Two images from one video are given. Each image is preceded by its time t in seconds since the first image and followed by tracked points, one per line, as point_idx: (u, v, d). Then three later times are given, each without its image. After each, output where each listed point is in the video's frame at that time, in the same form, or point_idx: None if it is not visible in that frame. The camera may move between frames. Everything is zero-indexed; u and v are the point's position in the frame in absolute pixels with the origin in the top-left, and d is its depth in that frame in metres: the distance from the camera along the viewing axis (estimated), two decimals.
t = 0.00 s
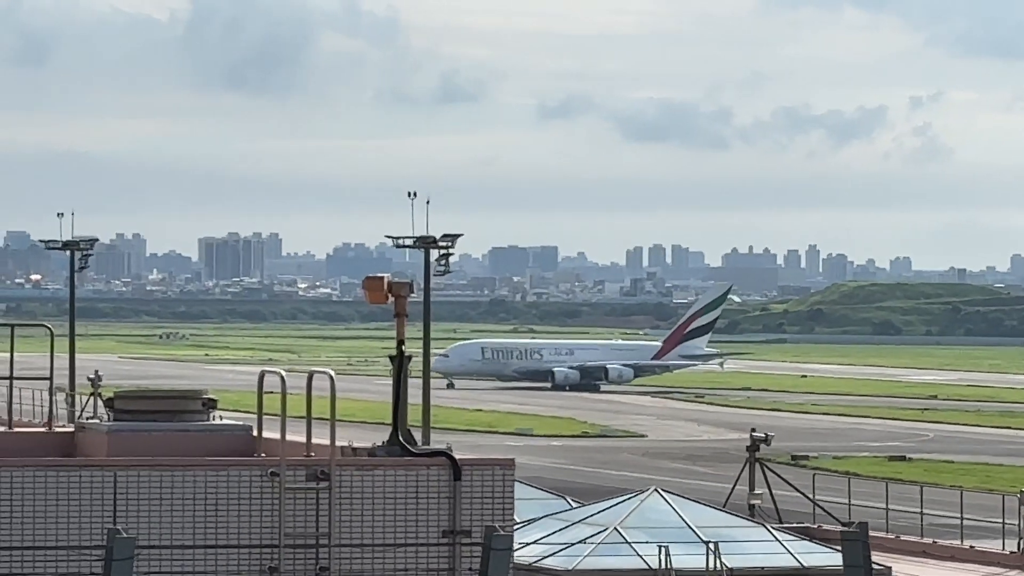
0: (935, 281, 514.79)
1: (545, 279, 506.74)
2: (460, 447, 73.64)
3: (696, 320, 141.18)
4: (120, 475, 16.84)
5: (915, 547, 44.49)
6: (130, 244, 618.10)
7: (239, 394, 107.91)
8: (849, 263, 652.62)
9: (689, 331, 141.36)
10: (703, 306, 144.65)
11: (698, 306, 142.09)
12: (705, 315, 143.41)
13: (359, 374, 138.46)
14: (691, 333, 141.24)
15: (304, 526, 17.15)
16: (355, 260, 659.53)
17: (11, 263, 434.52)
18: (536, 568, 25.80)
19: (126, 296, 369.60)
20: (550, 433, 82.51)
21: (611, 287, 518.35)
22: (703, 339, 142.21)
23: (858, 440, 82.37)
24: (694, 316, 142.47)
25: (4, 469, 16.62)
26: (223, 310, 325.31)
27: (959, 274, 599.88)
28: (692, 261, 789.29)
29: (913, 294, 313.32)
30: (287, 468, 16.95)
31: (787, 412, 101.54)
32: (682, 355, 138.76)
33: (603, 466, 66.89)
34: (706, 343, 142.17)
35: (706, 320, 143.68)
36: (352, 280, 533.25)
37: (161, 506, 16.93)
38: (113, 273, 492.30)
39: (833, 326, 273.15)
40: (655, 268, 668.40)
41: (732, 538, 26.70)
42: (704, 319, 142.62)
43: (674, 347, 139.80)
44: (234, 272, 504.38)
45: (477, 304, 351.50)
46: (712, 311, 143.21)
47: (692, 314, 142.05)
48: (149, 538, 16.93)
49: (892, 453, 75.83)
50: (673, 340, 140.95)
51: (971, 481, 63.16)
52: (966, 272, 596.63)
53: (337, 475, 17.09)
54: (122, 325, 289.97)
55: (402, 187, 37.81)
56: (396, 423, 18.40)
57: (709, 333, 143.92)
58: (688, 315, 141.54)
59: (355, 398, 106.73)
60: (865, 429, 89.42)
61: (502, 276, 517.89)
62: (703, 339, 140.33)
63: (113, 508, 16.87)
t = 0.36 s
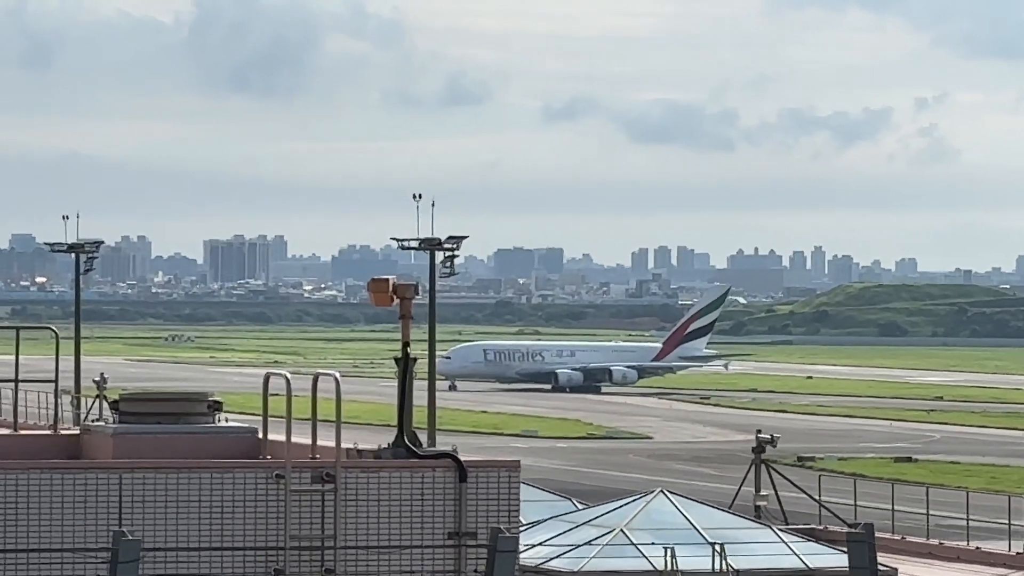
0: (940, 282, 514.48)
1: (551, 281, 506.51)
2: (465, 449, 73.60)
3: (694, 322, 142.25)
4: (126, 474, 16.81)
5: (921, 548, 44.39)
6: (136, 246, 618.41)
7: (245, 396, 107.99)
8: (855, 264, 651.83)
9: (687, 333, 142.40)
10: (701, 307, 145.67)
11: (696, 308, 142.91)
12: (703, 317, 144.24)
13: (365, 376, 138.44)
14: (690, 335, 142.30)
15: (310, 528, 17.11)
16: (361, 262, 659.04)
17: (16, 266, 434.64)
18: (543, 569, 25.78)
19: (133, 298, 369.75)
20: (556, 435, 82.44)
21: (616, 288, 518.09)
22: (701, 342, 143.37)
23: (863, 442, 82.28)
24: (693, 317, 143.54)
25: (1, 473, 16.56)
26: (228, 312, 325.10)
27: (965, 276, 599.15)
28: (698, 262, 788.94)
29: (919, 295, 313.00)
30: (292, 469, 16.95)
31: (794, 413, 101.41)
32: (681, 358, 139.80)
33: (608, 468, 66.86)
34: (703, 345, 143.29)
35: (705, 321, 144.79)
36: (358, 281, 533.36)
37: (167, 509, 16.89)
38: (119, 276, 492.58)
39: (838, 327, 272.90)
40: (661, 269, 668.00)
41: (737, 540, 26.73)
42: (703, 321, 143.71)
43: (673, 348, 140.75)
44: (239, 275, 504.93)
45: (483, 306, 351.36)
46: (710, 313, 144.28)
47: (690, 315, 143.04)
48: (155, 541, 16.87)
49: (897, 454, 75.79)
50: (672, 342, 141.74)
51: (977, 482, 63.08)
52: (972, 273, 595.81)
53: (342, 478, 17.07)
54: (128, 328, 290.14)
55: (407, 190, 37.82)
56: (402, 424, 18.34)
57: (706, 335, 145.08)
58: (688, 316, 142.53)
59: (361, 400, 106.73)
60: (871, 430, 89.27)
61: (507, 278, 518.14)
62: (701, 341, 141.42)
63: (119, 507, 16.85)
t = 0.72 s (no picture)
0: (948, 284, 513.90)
1: (557, 283, 506.56)
2: (472, 451, 73.58)
3: (695, 325, 142.18)
4: (131, 478, 16.70)
5: (928, 550, 44.35)
6: (142, 249, 618.91)
7: (251, 400, 107.97)
8: (860, 266, 651.11)
9: (688, 334, 142.27)
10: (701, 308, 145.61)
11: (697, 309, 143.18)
12: (703, 319, 144.45)
13: (371, 379, 138.42)
14: (690, 336, 142.22)
15: (316, 531, 17.07)
16: (367, 265, 658.31)
17: (24, 269, 435.22)
18: (548, 571, 25.78)
19: (139, 301, 369.91)
20: (563, 438, 82.40)
21: (623, 290, 518.00)
22: (700, 344, 143.33)
23: (870, 443, 82.18)
24: (693, 320, 143.45)
25: None
26: (235, 316, 325.23)
27: (972, 278, 598.83)
28: (704, 264, 788.90)
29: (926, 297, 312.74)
30: (298, 473, 16.89)
31: (800, 416, 101.35)
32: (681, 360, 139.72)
33: (615, 470, 66.84)
34: (703, 347, 143.24)
35: (704, 323, 144.78)
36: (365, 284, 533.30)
37: (172, 512, 16.79)
38: (126, 279, 492.92)
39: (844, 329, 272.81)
40: (668, 272, 667.77)
41: (744, 541, 26.71)
42: (703, 323, 143.62)
43: (674, 350, 140.63)
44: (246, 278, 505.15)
45: (489, 309, 351.38)
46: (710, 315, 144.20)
47: (691, 318, 142.96)
48: (161, 544, 16.78)
49: (905, 456, 75.65)
50: (673, 343, 141.91)
51: (983, 484, 63.05)
52: (979, 275, 595.73)
53: (348, 481, 17.03)
54: (134, 331, 290.24)
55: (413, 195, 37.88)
56: (408, 428, 18.36)
57: (705, 337, 145.01)
58: (689, 318, 142.44)
59: (368, 403, 106.73)
60: (877, 433, 89.19)
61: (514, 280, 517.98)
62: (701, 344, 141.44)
63: (124, 512, 16.74)
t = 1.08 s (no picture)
0: (953, 287, 513.77)
1: (563, 287, 506.28)
2: (478, 454, 73.56)
3: (694, 327, 142.13)
4: (136, 484, 16.68)
5: (933, 553, 44.29)
6: (148, 254, 619.40)
7: (257, 404, 107.92)
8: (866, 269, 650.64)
9: (687, 337, 142.20)
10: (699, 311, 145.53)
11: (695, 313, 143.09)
12: (702, 322, 144.36)
13: (378, 383, 138.33)
14: (689, 339, 142.15)
15: (321, 534, 17.07)
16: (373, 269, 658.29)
17: (29, 274, 435.56)
18: (555, 574, 25.78)
19: (145, 305, 369.89)
20: (568, 441, 82.43)
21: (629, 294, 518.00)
22: (699, 347, 143.26)
23: (876, 446, 82.10)
24: (692, 322, 143.41)
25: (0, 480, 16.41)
26: (240, 320, 325.28)
27: (978, 280, 598.53)
28: (709, 267, 788.90)
29: (932, 300, 312.65)
30: (303, 477, 16.83)
31: (806, 418, 101.29)
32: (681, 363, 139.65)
33: (622, 474, 66.79)
34: (702, 350, 143.15)
35: (703, 326, 144.75)
36: (371, 288, 533.47)
37: (179, 515, 16.74)
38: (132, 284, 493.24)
39: (850, 332, 273.28)
40: (674, 275, 667.89)
41: (751, 544, 26.69)
42: (701, 326, 143.61)
43: (674, 353, 140.55)
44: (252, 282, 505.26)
45: (495, 313, 351.47)
46: (709, 318, 144.11)
47: (689, 320, 142.89)
48: (167, 548, 16.70)
49: (910, 459, 75.59)
50: (672, 347, 141.79)
51: (988, 486, 63.01)
52: (985, 278, 595.14)
53: (353, 485, 16.98)
54: (140, 335, 290.20)
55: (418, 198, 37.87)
56: (414, 430, 18.33)
57: (704, 340, 144.93)
58: (687, 321, 142.36)
59: (374, 407, 106.74)
60: (884, 435, 89.12)
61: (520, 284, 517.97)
62: (700, 346, 141.35)
63: (130, 516, 16.72)
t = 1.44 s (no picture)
0: (961, 289, 513.06)
1: (569, 290, 506.19)
2: (485, 458, 73.61)
3: (694, 330, 142.61)
4: (143, 486, 16.63)
5: (940, 555, 44.23)
6: (155, 257, 619.90)
7: (264, 407, 107.90)
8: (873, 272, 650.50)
9: (688, 340, 142.70)
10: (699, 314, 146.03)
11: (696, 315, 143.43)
12: (703, 324, 144.70)
13: (384, 386, 138.28)
14: (690, 341, 142.61)
15: (327, 537, 17.01)
16: (378, 272, 658.52)
17: (36, 277, 436.20)
18: None
19: (152, 309, 369.87)
20: (574, 444, 82.44)
21: (635, 297, 517.80)
22: (700, 349, 143.81)
23: (883, 449, 82.00)
24: (693, 325, 143.87)
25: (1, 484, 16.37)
26: (247, 322, 325.58)
27: (985, 283, 597.93)
28: (716, 270, 788.42)
29: (938, 302, 312.28)
30: (309, 481, 16.79)
31: (812, 421, 101.15)
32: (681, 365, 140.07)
33: (627, 477, 66.76)
34: (703, 352, 143.65)
35: (703, 329, 145.20)
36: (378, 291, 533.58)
37: (185, 517, 16.70)
38: (138, 287, 493.53)
39: (856, 334, 273.01)
40: (681, 278, 667.72)
41: (756, 548, 26.67)
42: (701, 329, 144.08)
43: (675, 356, 141.01)
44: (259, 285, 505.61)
45: (502, 316, 351.43)
46: (709, 321, 144.61)
47: (690, 323, 143.36)
48: (173, 552, 16.65)
49: (916, 461, 75.55)
50: (673, 349, 142.20)
51: (995, 489, 62.90)
52: (992, 281, 594.32)
53: (359, 488, 16.93)
54: (146, 339, 290.09)
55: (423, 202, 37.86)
56: (419, 434, 18.31)
57: (705, 342, 145.44)
58: (688, 324, 142.84)
59: (380, 410, 106.72)
60: (890, 438, 89.06)
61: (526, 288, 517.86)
62: (701, 349, 141.86)
63: (137, 517, 16.66)
